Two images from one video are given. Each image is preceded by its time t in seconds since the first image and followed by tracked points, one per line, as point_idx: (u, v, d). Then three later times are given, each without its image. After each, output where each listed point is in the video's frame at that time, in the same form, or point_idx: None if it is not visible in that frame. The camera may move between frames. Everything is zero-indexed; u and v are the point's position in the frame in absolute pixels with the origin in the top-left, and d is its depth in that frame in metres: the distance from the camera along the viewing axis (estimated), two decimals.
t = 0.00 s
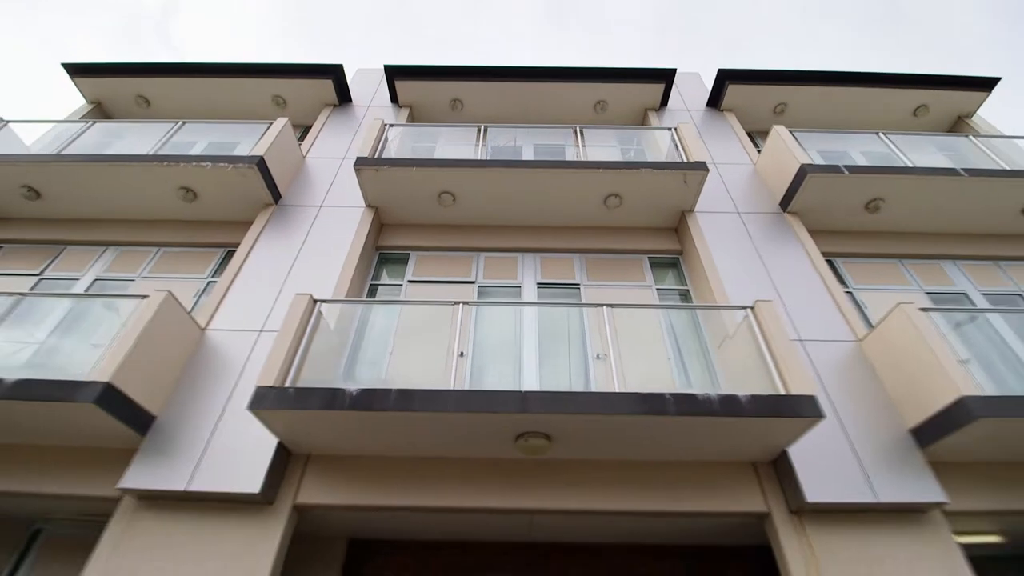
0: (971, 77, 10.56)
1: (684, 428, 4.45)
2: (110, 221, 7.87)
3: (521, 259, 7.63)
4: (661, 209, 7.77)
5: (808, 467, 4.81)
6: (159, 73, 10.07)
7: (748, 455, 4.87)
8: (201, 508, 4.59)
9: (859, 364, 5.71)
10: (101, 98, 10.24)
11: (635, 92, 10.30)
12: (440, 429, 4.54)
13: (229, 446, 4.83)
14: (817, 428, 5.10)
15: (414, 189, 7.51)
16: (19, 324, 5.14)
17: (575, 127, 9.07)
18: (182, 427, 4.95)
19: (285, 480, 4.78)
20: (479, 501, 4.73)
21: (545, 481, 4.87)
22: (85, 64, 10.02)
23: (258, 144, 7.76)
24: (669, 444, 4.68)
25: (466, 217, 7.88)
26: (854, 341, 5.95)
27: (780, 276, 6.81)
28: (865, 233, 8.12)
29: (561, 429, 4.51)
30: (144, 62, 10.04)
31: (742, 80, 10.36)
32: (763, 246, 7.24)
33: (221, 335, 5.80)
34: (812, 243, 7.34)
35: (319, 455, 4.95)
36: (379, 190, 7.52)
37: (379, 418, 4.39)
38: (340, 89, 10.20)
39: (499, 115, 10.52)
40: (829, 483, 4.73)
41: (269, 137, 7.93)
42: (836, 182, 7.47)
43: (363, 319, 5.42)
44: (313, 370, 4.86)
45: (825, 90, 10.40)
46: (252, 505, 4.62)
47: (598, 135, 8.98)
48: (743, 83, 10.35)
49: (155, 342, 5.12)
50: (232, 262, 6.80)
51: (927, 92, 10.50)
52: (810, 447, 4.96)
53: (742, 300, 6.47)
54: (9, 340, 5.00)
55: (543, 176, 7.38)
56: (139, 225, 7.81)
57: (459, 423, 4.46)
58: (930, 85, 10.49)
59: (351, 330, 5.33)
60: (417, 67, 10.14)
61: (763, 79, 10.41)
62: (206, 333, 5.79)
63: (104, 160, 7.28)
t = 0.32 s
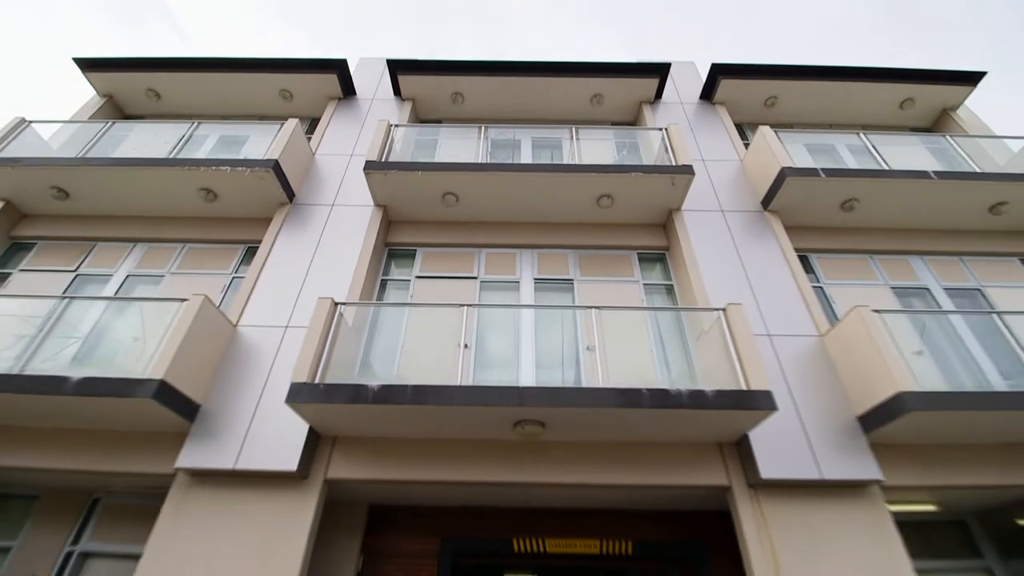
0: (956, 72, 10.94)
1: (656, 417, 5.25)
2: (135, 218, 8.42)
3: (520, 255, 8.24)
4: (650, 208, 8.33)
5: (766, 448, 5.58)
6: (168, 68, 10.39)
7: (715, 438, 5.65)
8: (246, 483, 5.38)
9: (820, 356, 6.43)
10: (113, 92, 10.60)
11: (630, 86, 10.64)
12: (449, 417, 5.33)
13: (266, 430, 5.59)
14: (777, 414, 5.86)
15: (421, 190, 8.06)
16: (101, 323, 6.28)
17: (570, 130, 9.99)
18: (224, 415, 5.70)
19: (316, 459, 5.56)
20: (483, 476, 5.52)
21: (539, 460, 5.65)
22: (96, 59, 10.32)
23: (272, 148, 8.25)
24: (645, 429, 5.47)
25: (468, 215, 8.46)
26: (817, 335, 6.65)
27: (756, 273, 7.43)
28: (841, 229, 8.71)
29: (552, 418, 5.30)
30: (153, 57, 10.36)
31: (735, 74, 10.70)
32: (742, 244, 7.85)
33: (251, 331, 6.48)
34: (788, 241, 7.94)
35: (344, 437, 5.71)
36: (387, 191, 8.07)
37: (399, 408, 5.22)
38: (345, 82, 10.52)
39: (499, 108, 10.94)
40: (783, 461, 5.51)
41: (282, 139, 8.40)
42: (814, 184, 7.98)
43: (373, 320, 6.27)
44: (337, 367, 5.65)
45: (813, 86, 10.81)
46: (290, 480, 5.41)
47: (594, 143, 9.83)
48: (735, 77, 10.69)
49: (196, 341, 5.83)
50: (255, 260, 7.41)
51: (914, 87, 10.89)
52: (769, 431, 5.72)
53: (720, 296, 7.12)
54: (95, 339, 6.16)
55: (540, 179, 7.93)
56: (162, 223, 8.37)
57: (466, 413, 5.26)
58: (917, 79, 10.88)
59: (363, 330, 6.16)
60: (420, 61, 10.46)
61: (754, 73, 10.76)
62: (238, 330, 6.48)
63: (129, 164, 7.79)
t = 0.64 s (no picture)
0: (937, 68, 11.36)
1: (632, 401, 6.02)
2: (153, 214, 9.00)
3: (515, 249, 8.87)
4: (636, 205, 8.94)
5: (728, 426, 6.36)
6: (175, 64, 10.75)
7: (684, 418, 6.44)
8: (273, 457, 6.17)
9: (782, 345, 7.17)
10: (122, 88, 10.97)
11: (622, 81, 11.04)
12: (451, 401, 6.09)
13: (288, 412, 6.34)
14: (740, 397, 6.62)
15: (421, 190, 8.65)
16: (139, 321, 6.97)
17: (563, 129, 10.47)
18: (251, 398, 6.45)
19: (334, 436, 6.34)
20: (480, 451, 6.31)
21: (530, 438, 6.43)
22: (104, 55, 10.65)
23: (282, 148, 8.78)
24: (622, 411, 6.25)
25: (467, 211, 9.05)
26: (782, 325, 7.37)
27: (730, 267, 8.08)
28: (813, 224, 9.35)
29: (540, 401, 6.06)
30: (160, 54, 10.70)
31: (722, 70, 11.11)
32: (719, 240, 8.48)
33: (270, 323, 7.19)
34: (762, 237, 8.57)
35: (358, 418, 6.48)
36: (390, 190, 8.65)
37: (406, 393, 5.97)
38: (346, 78, 10.91)
39: (496, 103, 11.39)
40: (743, 438, 6.29)
41: (289, 139, 8.90)
42: (789, 184, 8.55)
43: (380, 314, 6.95)
44: (350, 357, 6.39)
45: (797, 81, 11.25)
46: (311, 454, 6.19)
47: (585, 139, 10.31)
48: (723, 73, 11.10)
49: (223, 334, 6.55)
50: (270, 256, 8.04)
51: (896, 82, 11.32)
52: (732, 411, 6.49)
53: (695, 290, 7.80)
54: (134, 334, 6.84)
55: (533, 179, 8.51)
56: (180, 219, 8.96)
57: (465, 397, 6.02)
58: (899, 74, 11.31)
59: (370, 323, 6.86)
60: (419, 57, 10.83)
61: (742, 69, 11.16)
62: (258, 322, 7.18)
63: (148, 165, 8.33)
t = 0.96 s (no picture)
0: (917, 68, 11.80)
1: (611, 389, 6.74)
2: (169, 213, 9.57)
3: (509, 246, 9.48)
4: (623, 205, 9.52)
5: (699, 411, 7.09)
6: (182, 64, 11.15)
7: (659, 404, 7.17)
8: (292, 439, 6.90)
9: (752, 338, 7.86)
10: (131, 87, 11.38)
11: (613, 82, 11.48)
12: (450, 389, 6.80)
13: (304, 399, 7.05)
14: (711, 385, 7.34)
15: (421, 191, 9.22)
16: (165, 316, 7.61)
17: (556, 129, 10.95)
18: (270, 387, 7.15)
19: (346, 420, 7.07)
20: (476, 433, 7.04)
21: (521, 421, 7.16)
22: (113, 56, 11.04)
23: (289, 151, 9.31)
24: (603, 398, 6.97)
25: (464, 210, 9.64)
26: (753, 319, 8.05)
27: (709, 264, 8.71)
28: (789, 222, 9.96)
29: (530, 390, 6.77)
30: (167, 54, 11.09)
31: (709, 71, 11.55)
32: (699, 238, 9.09)
33: (284, 318, 7.85)
34: (740, 236, 9.19)
35: (367, 403, 7.20)
36: (392, 191, 9.22)
37: (410, 383, 6.67)
38: (348, 78, 11.35)
39: (492, 102, 11.86)
40: (712, 421, 7.03)
41: (296, 142, 9.42)
42: (765, 186, 9.12)
43: (384, 310, 7.61)
44: (359, 350, 7.07)
45: (781, 81, 11.70)
46: (325, 436, 6.93)
47: (576, 138, 10.74)
48: (710, 73, 11.54)
49: (243, 329, 7.22)
50: (281, 253, 8.66)
51: (877, 82, 11.77)
52: (703, 397, 7.22)
53: (675, 286, 8.44)
54: (160, 329, 7.48)
55: (526, 181, 9.08)
56: (194, 217, 9.53)
57: (463, 386, 6.72)
58: (880, 74, 11.75)
59: (376, 319, 7.53)
60: (417, 58, 11.24)
61: (728, 69, 11.59)
62: (273, 317, 7.85)
63: (164, 168, 8.86)
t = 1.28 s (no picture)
0: (897, 62, 12.20)
1: (592, 372, 7.44)
2: (179, 205, 10.10)
3: (502, 236, 10.07)
4: (609, 197, 10.07)
5: (672, 391, 7.82)
6: (184, 58, 11.49)
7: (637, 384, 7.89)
8: (303, 416, 7.62)
9: (724, 324, 8.54)
10: (135, 79, 11.74)
11: (603, 75, 11.88)
12: (446, 372, 7.49)
13: (313, 380, 7.74)
14: (684, 367, 8.05)
15: (419, 185, 9.76)
16: (181, 305, 8.22)
17: (547, 123, 11.40)
18: (282, 370, 7.84)
19: (352, 399, 7.78)
20: (470, 410, 7.77)
21: (511, 400, 7.87)
22: (117, 50, 11.38)
23: (293, 147, 9.79)
24: (586, 379, 7.68)
25: (459, 202, 10.19)
26: (726, 307, 8.72)
27: (687, 255, 9.32)
28: (766, 213, 10.55)
29: (518, 372, 7.47)
30: (170, 48, 11.42)
31: (696, 64, 11.94)
32: (680, 230, 9.67)
33: (293, 306, 8.49)
34: (718, 228, 9.77)
35: (370, 384, 7.89)
36: (391, 185, 9.75)
37: (409, 367, 7.36)
38: (346, 72, 11.69)
39: (486, 95, 12.26)
40: (684, 400, 7.76)
41: (298, 138, 9.89)
42: (743, 181, 9.67)
43: (385, 299, 8.23)
44: (363, 336, 7.74)
45: (765, 74, 12.11)
46: (334, 414, 7.64)
47: (566, 133, 11.00)
48: (697, 67, 11.94)
49: (256, 317, 7.87)
50: (288, 245, 9.23)
51: (858, 75, 12.18)
52: (677, 378, 7.93)
53: (655, 276, 9.07)
54: (178, 317, 8.10)
55: (517, 177, 9.61)
56: (203, 209, 10.06)
57: (458, 369, 7.41)
58: (862, 68, 12.15)
59: (377, 307, 8.16)
60: (413, 52, 11.59)
61: (715, 62, 11.98)
62: (283, 306, 8.49)
63: (174, 164, 9.37)
